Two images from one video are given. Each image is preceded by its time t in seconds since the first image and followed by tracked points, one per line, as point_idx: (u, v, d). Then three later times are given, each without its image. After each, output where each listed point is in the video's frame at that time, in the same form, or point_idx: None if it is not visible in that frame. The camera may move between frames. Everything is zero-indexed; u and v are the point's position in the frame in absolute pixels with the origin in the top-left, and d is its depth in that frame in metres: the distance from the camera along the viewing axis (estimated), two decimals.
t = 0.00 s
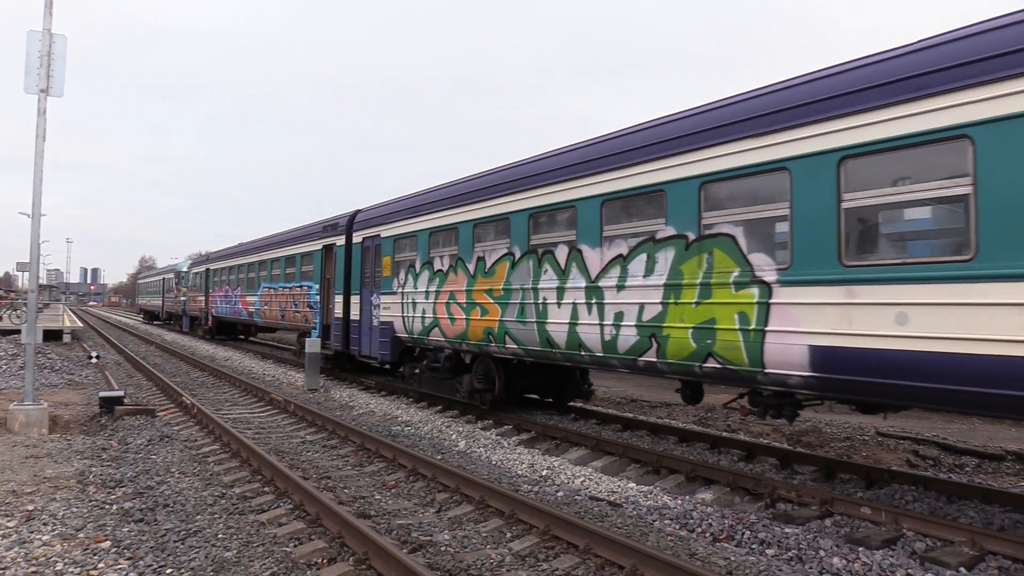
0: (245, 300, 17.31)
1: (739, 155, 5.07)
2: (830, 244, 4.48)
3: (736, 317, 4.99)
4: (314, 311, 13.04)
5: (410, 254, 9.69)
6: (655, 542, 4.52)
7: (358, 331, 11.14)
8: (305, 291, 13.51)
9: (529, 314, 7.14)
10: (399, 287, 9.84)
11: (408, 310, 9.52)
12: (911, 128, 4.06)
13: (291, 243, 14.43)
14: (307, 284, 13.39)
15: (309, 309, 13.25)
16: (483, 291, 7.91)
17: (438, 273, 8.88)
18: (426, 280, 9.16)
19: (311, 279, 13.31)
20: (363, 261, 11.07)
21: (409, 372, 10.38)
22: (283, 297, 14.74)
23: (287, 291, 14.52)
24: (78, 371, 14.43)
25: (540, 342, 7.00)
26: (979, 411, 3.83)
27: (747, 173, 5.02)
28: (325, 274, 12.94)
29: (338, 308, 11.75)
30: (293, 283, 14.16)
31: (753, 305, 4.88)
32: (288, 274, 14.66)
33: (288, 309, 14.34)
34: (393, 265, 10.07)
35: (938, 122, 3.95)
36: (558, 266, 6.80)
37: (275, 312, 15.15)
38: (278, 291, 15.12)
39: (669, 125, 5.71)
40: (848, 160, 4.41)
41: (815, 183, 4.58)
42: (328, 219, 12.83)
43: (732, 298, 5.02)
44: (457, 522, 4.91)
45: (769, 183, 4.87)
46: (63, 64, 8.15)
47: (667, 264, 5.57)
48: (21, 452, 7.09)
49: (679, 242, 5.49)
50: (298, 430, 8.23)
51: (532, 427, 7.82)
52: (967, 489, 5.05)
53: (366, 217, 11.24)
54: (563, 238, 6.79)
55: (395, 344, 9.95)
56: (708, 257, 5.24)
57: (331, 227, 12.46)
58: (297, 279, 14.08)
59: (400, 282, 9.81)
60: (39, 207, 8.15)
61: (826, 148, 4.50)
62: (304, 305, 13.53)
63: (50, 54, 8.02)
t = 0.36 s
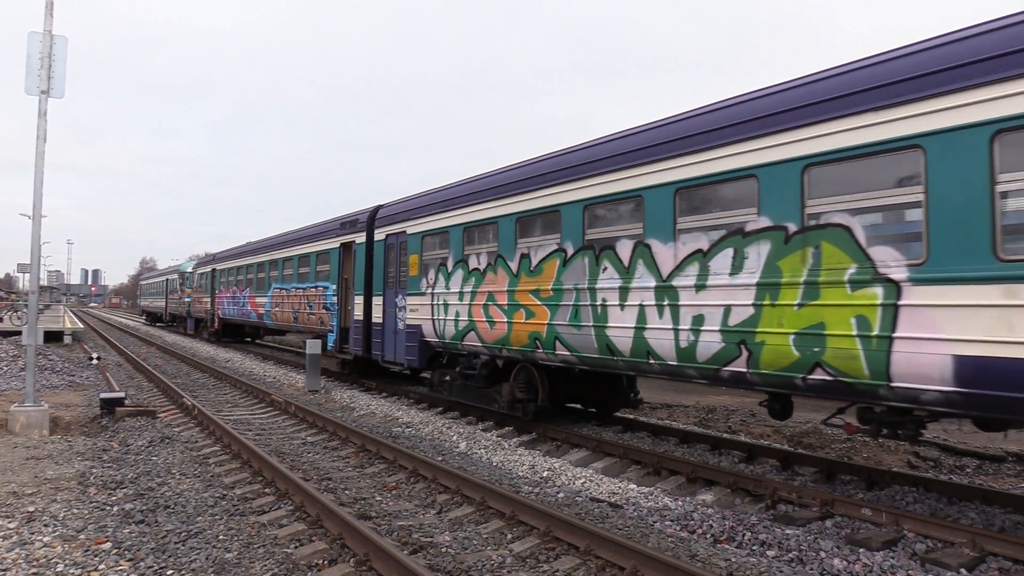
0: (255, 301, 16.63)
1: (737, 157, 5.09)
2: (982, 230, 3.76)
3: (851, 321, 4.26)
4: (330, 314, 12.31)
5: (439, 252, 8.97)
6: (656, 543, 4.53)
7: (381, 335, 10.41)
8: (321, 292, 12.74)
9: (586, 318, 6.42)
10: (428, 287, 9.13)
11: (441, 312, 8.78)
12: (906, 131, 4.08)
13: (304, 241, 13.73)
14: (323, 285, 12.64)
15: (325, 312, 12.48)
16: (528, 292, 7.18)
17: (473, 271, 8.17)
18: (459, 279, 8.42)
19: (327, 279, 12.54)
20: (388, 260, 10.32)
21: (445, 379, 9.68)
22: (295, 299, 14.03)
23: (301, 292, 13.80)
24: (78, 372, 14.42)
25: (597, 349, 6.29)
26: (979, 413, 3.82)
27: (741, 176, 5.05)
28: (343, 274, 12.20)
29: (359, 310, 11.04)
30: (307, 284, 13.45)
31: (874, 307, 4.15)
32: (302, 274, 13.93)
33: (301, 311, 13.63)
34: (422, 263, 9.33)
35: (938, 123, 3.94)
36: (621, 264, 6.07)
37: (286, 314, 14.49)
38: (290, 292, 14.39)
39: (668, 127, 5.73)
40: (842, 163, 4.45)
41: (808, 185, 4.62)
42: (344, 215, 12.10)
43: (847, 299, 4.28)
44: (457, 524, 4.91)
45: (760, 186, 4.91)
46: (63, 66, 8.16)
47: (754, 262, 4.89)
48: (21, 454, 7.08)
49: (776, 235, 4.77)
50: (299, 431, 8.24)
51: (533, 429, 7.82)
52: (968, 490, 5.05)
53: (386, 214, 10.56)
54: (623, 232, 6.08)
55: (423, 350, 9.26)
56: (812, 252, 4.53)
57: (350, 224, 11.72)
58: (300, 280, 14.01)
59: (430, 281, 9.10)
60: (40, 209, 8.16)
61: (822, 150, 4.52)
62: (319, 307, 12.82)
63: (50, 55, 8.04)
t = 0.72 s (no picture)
0: (263, 301, 15.80)
1: (733, 159, 5.03)
2: None
3: (1011, 325, 3.49)
4: (349, 315, 11.48)
5: (475, 248, 8.12)
6: (656, 543, 4.53)
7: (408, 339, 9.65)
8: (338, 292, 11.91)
9: (654, 321, 5.58)
10: (462, 286, 8.30)
11: (478, 314, 7.93)
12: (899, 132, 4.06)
13: (319, 237, 12.91)
14: (340, 285, 11.82)
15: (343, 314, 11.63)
16: (582, 291, 6.34)
17: (514, 268, 7.34)
18: (499, 277, 7.56)
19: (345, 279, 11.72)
20: (415, 258, 9.56)
21: (481, 386, 8.82)
22: (308, 301, 13.24)
23: (315, 292, 12.99)
24: (78, 373, 14.42)
25: (670, 357, 5.44)
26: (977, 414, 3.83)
27: (736, 177, 4.99)
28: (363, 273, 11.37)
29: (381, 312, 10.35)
30: (322, 284, 12.63)
31: None
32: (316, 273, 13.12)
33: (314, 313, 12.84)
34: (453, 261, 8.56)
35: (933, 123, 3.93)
36: (700, 259, 5.22)
37: (298, 316, 13.75)
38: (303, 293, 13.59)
39: (665, 128, 5.66)
40: (840, 164, 4.37)
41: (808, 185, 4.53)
42: (365, 210, 11.32)
43: (1005, 298, 3.51)
44: (458, 524, 4.91)
45: (756, 186, 4.85)
46: (62, 66, 8.16)
47: (792, 275, 4.54)
48: (22, 455, 7.08)
49: (907, 223, 3.97)
50: (299, 432, 8.24)
51: (533, 429, 7.82)
52: (968, 490, 5.05)
53: (411, 208, 9.76)
54: (702, 222, 5.25)
55: (455, 357, 8.40)
56: (953, 243, 3.75)
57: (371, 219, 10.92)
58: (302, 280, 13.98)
59: (463, 280, 8.27)
60: (39, 210, 8.17)
61: (821, 151, 4.45)
62: (335, 308, 12.00)
63: (49, 56, 8.03)
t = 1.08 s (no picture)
0: (273, 302, 15.21)
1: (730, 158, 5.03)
2: None
3: None
4: (371, 317, 10.84)
5: (517, 242, 7.43)
6: (656, 542, 4.53)
7: (439, 341, 8.95)
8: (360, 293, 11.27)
9: (743, 323, 4.88)
10: (502, 284, 7.61)
11: (524, 315, 7.21)
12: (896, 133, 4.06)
13: (338, 234, 12.28)
14: (362, 285, 11.17)
15: (366, 315, 10.99)
16: (650, 290, 5.62)
17: (566, 264, 6.63)
18: (547, 275, 6.86)
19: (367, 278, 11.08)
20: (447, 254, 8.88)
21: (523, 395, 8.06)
22: (326, 302, 12.57)
23: (333, 292, 12.35)
24: (78, 375, 14.42)
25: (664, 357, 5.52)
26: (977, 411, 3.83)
27: (733, 178, 4.98)
28: (387, 272, 10.73)
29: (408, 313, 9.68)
30: (341, 284, 12.01)
31: None
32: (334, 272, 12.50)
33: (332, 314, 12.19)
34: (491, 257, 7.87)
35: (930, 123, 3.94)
36: (803, 252, 4.50)
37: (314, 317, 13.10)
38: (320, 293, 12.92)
39: (664, 128, 5.66)
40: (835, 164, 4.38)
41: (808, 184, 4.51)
42: (387, 204, 10.71)
43: None
44: (458, 525, 4.91)
45: (754, 186, 4.84)
46: (61, 68, 8.16)
47: (927, 269, 3.83)
48: (22, 457, 7.08)
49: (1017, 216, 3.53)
50: (299, 432, 8.24)
51: (533, 428, 7.83)
52: (968, 489, 5.06)
53: (441, 202, 9.13)
54: (802, 209, 4.55)
55: (493, 363, 7.74)
56: None
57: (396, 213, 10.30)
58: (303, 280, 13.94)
59: (503, 278, 7.59)
60: (38, 211, 8.16)
61: (818, 150, 4.45)
62: (355, 309, 11.35)
63: (47, 57, 8.03)
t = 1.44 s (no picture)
0: (282, 303, 14.78)
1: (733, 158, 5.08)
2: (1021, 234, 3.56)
3: None
4: (395, 319, 10.22)
5: (567, 235, 6.79)
6: (656, 542, 4.53)
7: (476, 344, 8.35)
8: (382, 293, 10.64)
9: (861, 326, 4.21)
10: (550, 282, 6.97)
11: (578, 317, 6.54)
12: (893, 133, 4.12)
13: (356, 230, 11.67)
14: (384, 284, 10.53)
15: (389, 317, 10.35)
16: (738, 288, 4.96)
17: (628, 259, 5.98)
18: (606, 271, 6.21)
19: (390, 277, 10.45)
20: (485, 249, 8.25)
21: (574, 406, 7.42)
22: (343, 303, 11.93)
23: (351, 292, 11.71)
24: (77, 375, 14.42)
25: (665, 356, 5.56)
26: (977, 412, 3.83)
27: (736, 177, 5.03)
28: (412, 270, 10.10)
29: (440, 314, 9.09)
30: (359, 283, 11.38)
31: None
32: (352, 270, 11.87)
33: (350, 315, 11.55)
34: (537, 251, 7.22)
35: (929, 124, 3.96)
36: (940, 240, 3.84)
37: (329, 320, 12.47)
38: (336, 294, 12.28)
39: (666, 128, 5.72)
40: (829, 164, 4.44)
41: (814, 183, 4.51)
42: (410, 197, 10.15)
43: None
44: (458, 525, 4.91)
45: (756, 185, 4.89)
46: (60, 68, 8.16)
47: None
48: (22, 457, 7.08)
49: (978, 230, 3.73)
50: (299, 433, 8.24)
51: (533, 428, 7.83)
52: (968, 489, 5.06)
53: (473, 194, 8.55)
54: (937, 190, 3.91)
55: (540, 371, 7.14)
56: None
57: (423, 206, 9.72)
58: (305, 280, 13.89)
59: (551, 275, 6.96)
60: (37, 212, 8.16)
61: (820, 150, 4.50)
62: (377, 311, 10.72)
63: (47, 57, 8.02)
